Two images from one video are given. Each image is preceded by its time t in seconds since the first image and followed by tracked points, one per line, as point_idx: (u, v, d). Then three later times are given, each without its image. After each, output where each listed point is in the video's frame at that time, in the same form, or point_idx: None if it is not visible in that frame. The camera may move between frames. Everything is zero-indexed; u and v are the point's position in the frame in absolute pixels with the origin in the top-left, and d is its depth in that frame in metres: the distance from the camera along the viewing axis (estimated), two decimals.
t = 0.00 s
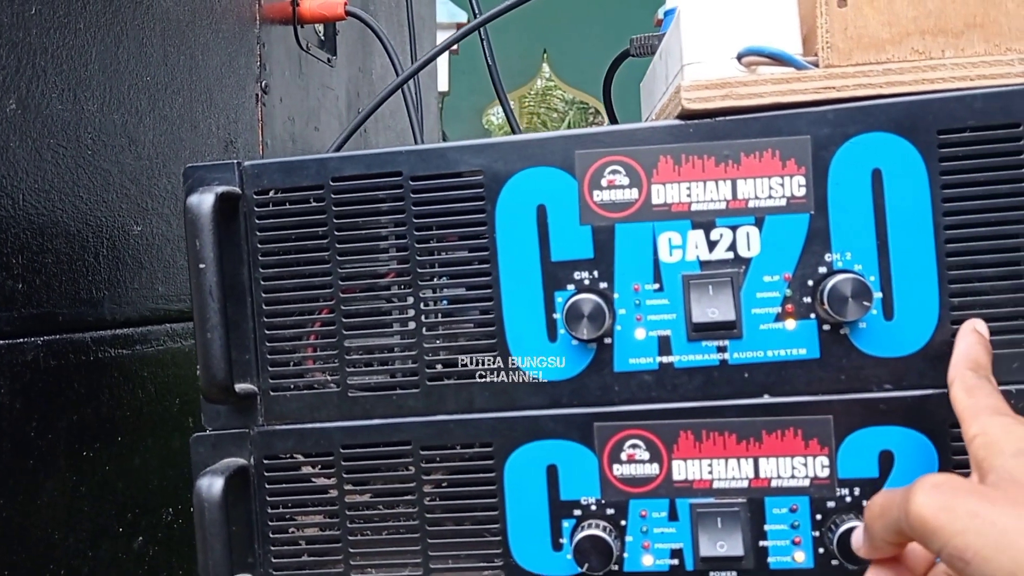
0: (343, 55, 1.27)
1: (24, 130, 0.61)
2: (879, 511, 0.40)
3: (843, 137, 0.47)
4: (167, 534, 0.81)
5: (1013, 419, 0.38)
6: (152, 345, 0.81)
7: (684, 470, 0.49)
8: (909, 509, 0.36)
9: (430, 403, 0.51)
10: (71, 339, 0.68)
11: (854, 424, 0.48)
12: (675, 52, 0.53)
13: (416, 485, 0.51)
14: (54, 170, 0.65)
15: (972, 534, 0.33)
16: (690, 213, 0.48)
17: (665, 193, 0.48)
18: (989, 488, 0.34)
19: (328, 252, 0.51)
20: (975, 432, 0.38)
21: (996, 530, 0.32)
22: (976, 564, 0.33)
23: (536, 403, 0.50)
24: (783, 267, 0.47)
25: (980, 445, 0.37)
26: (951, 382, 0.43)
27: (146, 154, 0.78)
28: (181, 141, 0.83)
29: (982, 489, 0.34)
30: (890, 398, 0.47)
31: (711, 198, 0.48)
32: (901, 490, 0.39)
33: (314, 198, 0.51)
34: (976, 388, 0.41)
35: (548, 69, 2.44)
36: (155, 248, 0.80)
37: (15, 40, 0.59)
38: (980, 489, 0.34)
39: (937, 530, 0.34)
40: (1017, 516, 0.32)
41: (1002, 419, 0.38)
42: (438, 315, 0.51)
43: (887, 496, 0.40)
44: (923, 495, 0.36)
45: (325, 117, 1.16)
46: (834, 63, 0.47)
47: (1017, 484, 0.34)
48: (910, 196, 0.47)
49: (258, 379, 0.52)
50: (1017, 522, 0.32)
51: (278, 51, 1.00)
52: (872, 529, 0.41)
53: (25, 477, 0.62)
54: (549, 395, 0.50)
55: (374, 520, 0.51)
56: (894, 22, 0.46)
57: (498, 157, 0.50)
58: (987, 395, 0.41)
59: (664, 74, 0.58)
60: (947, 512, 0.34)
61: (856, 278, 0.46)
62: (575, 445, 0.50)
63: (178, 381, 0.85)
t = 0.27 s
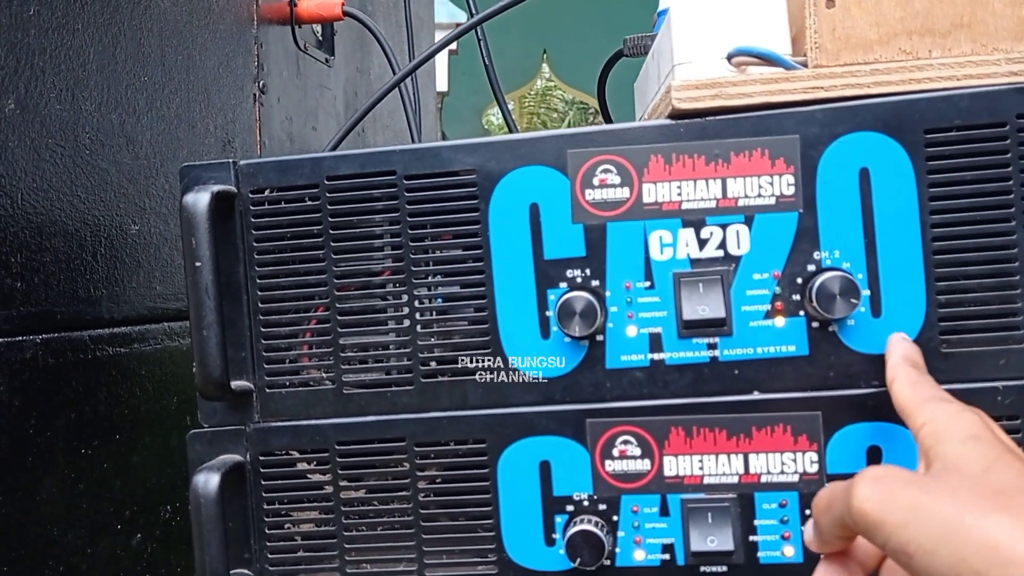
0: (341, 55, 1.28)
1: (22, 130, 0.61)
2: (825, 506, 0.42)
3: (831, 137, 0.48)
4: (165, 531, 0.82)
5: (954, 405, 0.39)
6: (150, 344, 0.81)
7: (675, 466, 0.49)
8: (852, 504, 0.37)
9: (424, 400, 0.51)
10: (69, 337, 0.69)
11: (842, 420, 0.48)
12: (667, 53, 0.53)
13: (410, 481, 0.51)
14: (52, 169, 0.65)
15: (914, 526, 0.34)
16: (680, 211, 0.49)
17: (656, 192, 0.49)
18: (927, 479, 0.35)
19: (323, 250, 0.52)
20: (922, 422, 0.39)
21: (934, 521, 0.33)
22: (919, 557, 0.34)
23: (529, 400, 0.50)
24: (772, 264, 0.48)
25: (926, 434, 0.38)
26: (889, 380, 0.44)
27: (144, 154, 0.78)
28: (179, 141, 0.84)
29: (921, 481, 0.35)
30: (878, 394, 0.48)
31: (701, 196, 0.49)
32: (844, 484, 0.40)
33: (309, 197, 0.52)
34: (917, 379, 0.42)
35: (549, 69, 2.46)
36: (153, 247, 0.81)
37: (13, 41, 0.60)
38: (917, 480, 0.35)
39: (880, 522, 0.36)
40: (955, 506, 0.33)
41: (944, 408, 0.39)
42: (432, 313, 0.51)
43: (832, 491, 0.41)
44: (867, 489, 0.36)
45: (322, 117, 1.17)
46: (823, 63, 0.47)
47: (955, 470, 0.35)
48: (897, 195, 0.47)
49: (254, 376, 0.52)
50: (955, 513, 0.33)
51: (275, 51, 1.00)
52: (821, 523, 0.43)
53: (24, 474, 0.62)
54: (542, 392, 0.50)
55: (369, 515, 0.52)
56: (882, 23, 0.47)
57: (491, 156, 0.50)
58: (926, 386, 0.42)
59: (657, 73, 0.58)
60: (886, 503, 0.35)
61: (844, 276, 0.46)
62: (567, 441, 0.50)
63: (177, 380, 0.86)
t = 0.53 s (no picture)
0: (343, 57, 1.28)
1: (31, 132, 0.62)
2: (818, 501, 0.41)
3: (835, 139, 0.48)
4: (171, 531, 0.82)
5: (953, 408, 0.39)
6: (156, 344, 0.82)
7: (681, 466, 0.50)
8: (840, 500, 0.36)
9: (432, 400, 0.52)
10: (77, 338, 0.69)
11: (847, 420, 0.49)
12: (672, 56, 0.54)
13: (419, 480, 0.52)
14: (60, 171, 0.65)
15: (900, 522, 0.32)
16: (686, 213, 0.49)
17: (662, 194, 0.49)
18: (918, 475, 0.34)
19: (332, 252, 0.52)
20: (917, 422, 0.40)
21: (920, 517, 0.32)
22: (905, 554, 0.32)
23: (536, 400, 0.51)
24: (777, 266, 0.49)
25: (921, 431, 0.39)
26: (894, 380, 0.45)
27: (150, 155, 0.79)
28: (184, 142, 0.84)
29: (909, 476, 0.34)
30: (883, 395, 0.48)
31: (707, 199, 0.49)
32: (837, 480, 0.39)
33: (317, 199, 0.52)
34: (920, 382, 0.43)
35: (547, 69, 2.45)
36: (159, 248, 0.81)
37: (21, 44, 0.60)
38: (908, 477, 0.34)
39: (867, 519, 0.34)
40: (942, 501, 0.32)
41: (939, 407, 0.39)
42: (440, 314, 0.52)
43: (827, 487, 0.40)
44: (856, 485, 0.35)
45: (326, 119, 1.17)
46: (827, 67, 0.48)
47: (947, 470, 0.34)
48: (900, 197, 0.48)
49: (263, 376, 0.53)
50: (940, 510, 0.31)
51: (279, 53, 1.01)
52: (815, 517, 0.42)
53: (33, 473, 0.63)
54: (549, 392, 0.51)
55: (378, 515, 0.52)
56: (886, 27, 0.47)
57: (499, 159, 0.51)
58: (930, 389, 0.42)
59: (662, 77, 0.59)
60: (874, 500, 0.34)
61: (848, 277, 0.47)
62: (575, 440, 0.51)
63: (182, 380, 0.86)
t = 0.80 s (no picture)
0: (343, 58, 1.28)
1: (33, 134, 0.61)
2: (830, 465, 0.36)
3: (845, 142, 0.48)
4: (172, 536, 0.82)
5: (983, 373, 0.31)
6: (157, 347, 0.81)
7: (691, 470, 0.49)
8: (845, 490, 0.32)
9: (440, 405, 0.51)
10: (80, 341, 0.69)
11: (856, 424, 0.49)
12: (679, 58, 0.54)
13: (426, 485, 0.51)
14: (62, 173, 0.65)
15: (902, 529, 0.29)
16: (695, 217, 0.49)
17: (671, 197, 0.49)
18: (926, 471, 0.29)
19: (338, 255, 0.52)
20: (945, 391, 0.31)
21: (923, 528, 0.28)
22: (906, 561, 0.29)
23: (545, 404, 0.51)
24: (786, 269, 0.48)
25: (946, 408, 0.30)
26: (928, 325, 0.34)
27: (151, 157, 0.78)
28: (185, 144, 0.84)
29: (920, 473, 0.29)
30: (892, 398, 0.48)
31: (716, 202, 0.49)
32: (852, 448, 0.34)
33: (324, 202, 0.52)
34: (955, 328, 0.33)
35: (539, 69, 2.48)
36: (160, 251, 0.81)
37: (24, 46, 0.60)
38: (918, 474, 0.29)
39: (869, 514, 0.30)
40: (950, 518, 0.27)
41: (973, 373, 0.30)
42: (447, 317, 0.51)
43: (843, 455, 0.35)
44: (857, 480, 0.31)
45: (326, 120, 1.17)
46: (835, 69, 0.48)
47: (959, 461, 0.29)
48: (910, 200, 0.47)
49: (269, 381, 0.53)
50: (938, 521, 0.28)
51: (279, 54, 1.00)
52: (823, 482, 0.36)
53: (35, 478, 0.62)
54: (558, 396, 0.51)
55: (385, 520, 0.52)
56: (895, 30, 0.47)
57: (507, 162, 0.51)
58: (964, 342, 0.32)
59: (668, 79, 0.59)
60: (876, 499, 0.30)
61: (858, 281, 0.46)
62: (583, 445, 0.51)
63: (184, 383, 0.86)
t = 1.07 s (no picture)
0: (337, 61, 1.28)
1: (24, 138, 0.61)
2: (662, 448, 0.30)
3: (842, 150, 0.48)
4: (164, 541, 0.81)
5: (839, 321, 0.26)
6: (150, 352, 0.81)
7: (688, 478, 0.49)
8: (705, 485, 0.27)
9: (435, 412, 0.51)
10: (71, 346, 0.68)
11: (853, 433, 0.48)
12: (676, 65, 0.54)
13: (421, 493, 0.51)
14: (54, 178, 0.64)
15: (795, 535, 0.24)
16: (692, 224, 0.49)
17: (668, 204, 0.49)
18: (793, 454, 0.25)
19: (333, 262, 0.52)
20: (784, 335, 0.26)
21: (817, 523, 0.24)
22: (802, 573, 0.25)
23: (541, 411, 0.50)
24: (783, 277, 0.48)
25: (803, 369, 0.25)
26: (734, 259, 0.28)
27: (144, 161, 0.78)
28: (179, 148, 0.83)
29: (791, 456, 0.25)
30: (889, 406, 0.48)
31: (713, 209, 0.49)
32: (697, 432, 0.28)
33: (319, 208, 0.52)
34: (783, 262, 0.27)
35: (535, 71, 2.46)
36: (153, 255, 0.80)
37: (16, 49, 0.59)
38: (786, 459, 0.25)
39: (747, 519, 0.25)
40: (855, 519, 0.24)
41: (820, 319, 0.26)
42: (442, 324, 0.51)
43: (739, 411, 0.31)
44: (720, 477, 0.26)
45: (320, 123, 1.16)
46: (833, 76, 0.48)
47: (825, 441, 0.25)
48: (907, 207, 0.47)
49: (263, 388, 0.52)
50: (831, 515, 0.24)
51: (273, 57, 1.00)
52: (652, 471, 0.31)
53: (26, 484, 0.61)
54: (553, 403, 0.50)
55: (380, 528, 0.51)
56: (892, 37, 0.48)
57: (503, 168, 0.50)
58: (798, 279, 0.27)
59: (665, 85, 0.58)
60: (756, 498, 0.25)
61: (855, 288, 0.46)
62: (579, 452, 0.50)
63: (176, 388, 0.85)
